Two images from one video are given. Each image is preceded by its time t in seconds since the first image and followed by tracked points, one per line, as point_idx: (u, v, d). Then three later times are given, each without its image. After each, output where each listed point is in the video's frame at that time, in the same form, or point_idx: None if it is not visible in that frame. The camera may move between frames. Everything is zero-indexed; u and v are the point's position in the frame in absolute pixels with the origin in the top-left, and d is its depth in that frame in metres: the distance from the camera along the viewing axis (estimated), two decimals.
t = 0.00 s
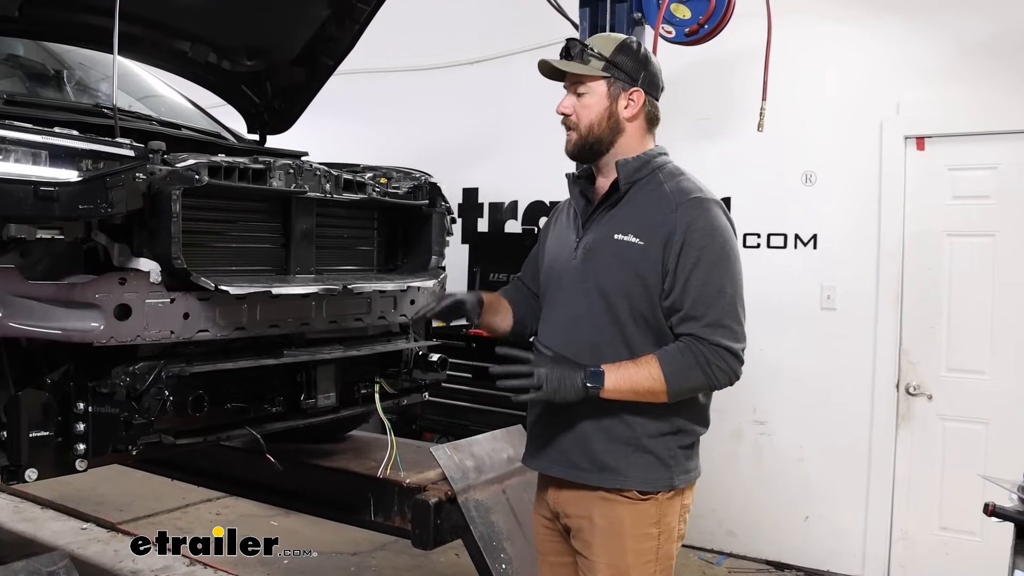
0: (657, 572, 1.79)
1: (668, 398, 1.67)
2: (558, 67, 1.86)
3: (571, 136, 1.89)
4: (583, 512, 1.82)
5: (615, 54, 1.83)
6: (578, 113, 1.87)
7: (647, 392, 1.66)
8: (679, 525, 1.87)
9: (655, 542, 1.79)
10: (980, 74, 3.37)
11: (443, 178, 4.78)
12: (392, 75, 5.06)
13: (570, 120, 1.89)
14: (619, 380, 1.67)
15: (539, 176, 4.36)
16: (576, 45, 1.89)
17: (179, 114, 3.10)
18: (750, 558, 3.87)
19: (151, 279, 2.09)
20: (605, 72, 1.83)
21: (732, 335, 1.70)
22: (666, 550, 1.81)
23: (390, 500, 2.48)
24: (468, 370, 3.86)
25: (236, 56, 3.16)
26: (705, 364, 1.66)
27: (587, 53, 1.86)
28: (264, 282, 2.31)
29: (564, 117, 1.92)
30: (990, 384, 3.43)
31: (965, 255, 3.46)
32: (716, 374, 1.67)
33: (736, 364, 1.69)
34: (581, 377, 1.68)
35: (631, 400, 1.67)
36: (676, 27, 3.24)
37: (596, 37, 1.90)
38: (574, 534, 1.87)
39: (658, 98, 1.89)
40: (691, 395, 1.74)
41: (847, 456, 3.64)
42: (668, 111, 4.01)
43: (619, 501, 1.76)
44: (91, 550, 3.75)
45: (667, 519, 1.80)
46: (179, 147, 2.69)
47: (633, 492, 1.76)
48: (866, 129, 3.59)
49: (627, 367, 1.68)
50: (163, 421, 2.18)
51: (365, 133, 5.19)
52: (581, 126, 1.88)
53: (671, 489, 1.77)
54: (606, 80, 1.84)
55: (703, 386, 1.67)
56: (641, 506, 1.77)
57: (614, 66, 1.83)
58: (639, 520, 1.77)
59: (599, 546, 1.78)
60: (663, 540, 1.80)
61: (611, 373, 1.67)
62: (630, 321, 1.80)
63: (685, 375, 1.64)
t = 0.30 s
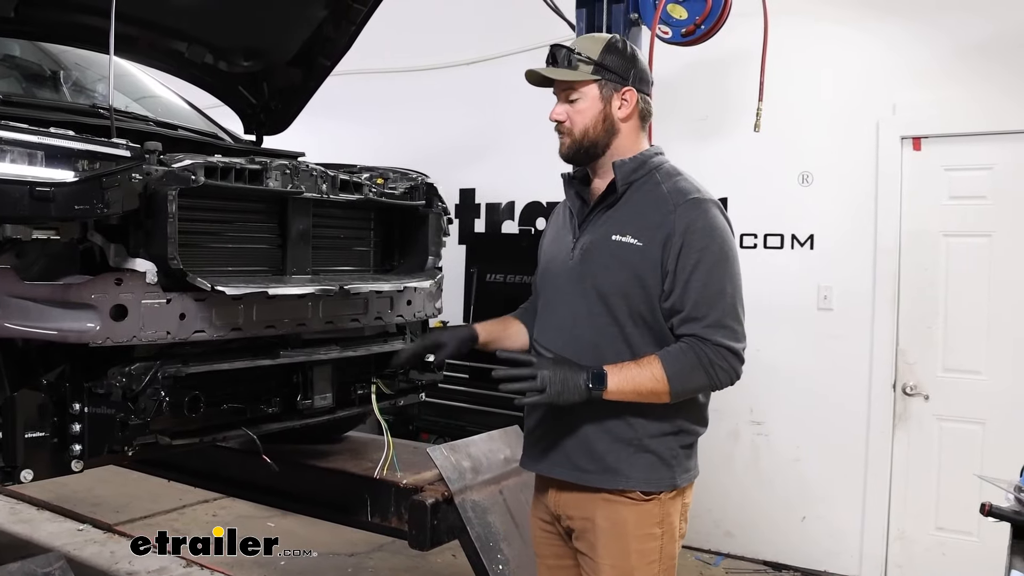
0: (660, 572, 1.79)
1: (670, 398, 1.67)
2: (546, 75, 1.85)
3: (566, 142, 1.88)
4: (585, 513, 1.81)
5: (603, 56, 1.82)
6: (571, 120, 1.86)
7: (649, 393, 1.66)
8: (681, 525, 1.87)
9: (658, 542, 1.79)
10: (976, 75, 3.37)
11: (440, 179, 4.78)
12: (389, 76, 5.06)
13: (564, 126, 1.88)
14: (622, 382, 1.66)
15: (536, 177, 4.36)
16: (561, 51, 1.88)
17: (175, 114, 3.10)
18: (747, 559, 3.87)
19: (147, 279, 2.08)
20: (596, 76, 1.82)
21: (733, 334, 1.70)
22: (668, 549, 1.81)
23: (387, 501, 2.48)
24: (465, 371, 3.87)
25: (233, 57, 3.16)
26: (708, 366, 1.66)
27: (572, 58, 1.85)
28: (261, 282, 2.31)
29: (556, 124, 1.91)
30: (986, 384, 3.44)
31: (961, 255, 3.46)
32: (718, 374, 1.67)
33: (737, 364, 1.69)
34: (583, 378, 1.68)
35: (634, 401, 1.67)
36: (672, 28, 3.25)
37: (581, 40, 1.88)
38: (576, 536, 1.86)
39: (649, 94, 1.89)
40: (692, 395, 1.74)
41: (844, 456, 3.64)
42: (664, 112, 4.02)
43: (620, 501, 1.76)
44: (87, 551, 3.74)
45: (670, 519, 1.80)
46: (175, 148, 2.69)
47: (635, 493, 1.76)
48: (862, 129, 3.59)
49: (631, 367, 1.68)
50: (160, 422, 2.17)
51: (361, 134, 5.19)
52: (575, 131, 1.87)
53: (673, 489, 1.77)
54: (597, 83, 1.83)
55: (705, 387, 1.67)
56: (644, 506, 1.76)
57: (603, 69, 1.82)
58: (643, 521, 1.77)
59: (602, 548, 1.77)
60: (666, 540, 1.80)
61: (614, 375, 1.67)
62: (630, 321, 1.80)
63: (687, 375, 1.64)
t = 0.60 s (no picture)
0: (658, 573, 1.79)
1: (662, 399, 1.67)
2: (541, 79, 1.84)
3: (559, 147, 1.87)
4: (582, 514, 1.81)
5: (598, 60, 1.82)
6: (566, 123, 1.85)
7: (640, 395, 1.65)
8: (678, 526, 1.87)
9: (654, 543, 1.79)
10: (972, 78, 3.38)
11: (437, 181, 4.78)
12: (386, 79, 5.06)
13: (557, 130, 1.87)
14: (612, 384, 1.67)
15: (534, 179, 4.37)
16: (555, 54, 1.87)
17: (172, 117, 3.10)
18: (745, 561, 3.86)
19: (143, 282, 2.07)
20: (592, 80, 1.82)
21: (724, 335, 1.70)
22: (665, 550, 1.81)
23: (383, 504, 2.47)
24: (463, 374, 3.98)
25: (229, 60, 3.16)
26: (698, 367, 1.66)
27: (569, 61, 1.84)
28: (257, 285, 2.31)
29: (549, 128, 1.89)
30: (983, 386, 3.44)
31: (958, 258, 3.46)
32: (709, 376, 1.67)
33: (729, 365, 1.69)
34: (575, 381, 1.68)
35: (626, 404, 1.67)
36: (669, 30, 3.24)
37: (574, 44, 1.88)
38: (573, 537, 1.86)
39: (641, 99, 1.91)
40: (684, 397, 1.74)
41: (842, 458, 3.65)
42: (662, 114, 4.02)
43: (617, 503, 1.76)
44: (83, 554, 3.74)
45: (666, 521, 1.80)
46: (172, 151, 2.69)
47: (632, 495, 1.75)
48: (859, 131, 3.60)
49: (620, 370, 1.68)
50: (156, 425, 2.19)
51: (359, 136, 5.19)
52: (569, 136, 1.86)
53: (670, 490, 1.77)
54: (592, 88, 1.83)
55: (696, 388, 1.67)
56: (640, 508, 1.76)
57: (599, 73, 1.82)
58: (639, 522, 1.77)
59: (599, 550, 1.77)
60: (663, 541, 1.80)
61: (604, 378, 1.68)
62: (622, 323, 1.80)
63: (678, 377, 1.64)
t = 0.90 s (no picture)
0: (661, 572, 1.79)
1: (665, 399, 1.67)
2: (535, 83, 1.84)
3: (554, 150, 1.87)
4: (584, 517, 1.81)
5: (593, 64, 1.82)
6: (561, 127, 1.85)
7: (643, 396, 1.66)
8: (680, 526, 1.87)
9: (658, 544, 1.79)
10: (971, 79, 3.38)
11: (436, 183, 4.79)
12: (385, 81, 5.07)
13: (552, 134, 1.86)
14: (616, 386, 1.66)
15: (533, 180, 4.37)
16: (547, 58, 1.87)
17: (170, 119, 3.10)
18: (743, 563, 3.87)
19: (142, 284, 2.07)
20: (586, 84, 1.82)
21: (724, 335, 1.71)
22: (668, 550, 1.81)
23: (382, 506, 2.47)
24: (461, 375, 3.89)
25: (228, 62, 3.16)
26: (700, 367, 1.66)
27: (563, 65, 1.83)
28: (256, 286, 2.31)
29: (543, 132, 1.89)
30: (982, 388, 3.44)
31: (957, 259, 3.47)
32: (710, 376, 1.68)
33: (729, 364, 1.70)
34: (578, 385, 1.68)
35: (630, 405, 1.67)
36: (667, 32, 3.25)
37: (566, 48, 1.88)
38: (576, 540, 1.86)
39: (634, 102, 1.92)
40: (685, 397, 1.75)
41: (840, 460, 3.65)
42: (660, 116, 4.02)
43: (620, 504, 1.76)
44: (82, 556, 3.74)
45: (669, 520, 1.80)
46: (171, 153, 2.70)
47: (635, 496, 1.76)
48: (858, 133, 3.60)
49: (623, 371, 1.68)
50: (154, 428, 2.16)
51: (358, 138, 5.19)
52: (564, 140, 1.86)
53: (672, 490, 1.78)
54: (586, 91, 1.83)
55: (698, 387, 1.67)
56: (643, 509, 1.77)
57: (594, 77, 1.82)
58: (642, 522, 1.77)
59: (602, 551, 1.77)
60: (666, 541, 1.80)
61: (607, 380, 1.67)
62: (623, 325, 1.80)
63: (679, 378, 1.65)
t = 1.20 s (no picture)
0: (660, 572, 1.79)
1: (667, 401, 1.67)
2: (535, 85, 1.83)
3: (553, 152, 1.86)
4: (584, 518, 1.81)
5: (591, 66, 1.83)
6: (560, 129, 1.84)
7: (645, 398, 1.65)
8: (678, 525, 1.88)
9: (657, 544, 1.79)
10: (969, 82, 3.39)
11: (434, 185, 4.79)
12: (383, 83, 5.07)
13: (551, 136, 1.85)
14: (619, 388, 1.66)
15: (531, 182, 4.38)
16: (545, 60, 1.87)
17: (169, 121, 3.10)
18: (741, 565, 3.86)
19: (141, 286, 2.08)
20: (585, 86, 1.82)
21: (725, 336, 1.71)
22: (667, 550, 1.82)
23: (380, 508, 2.47)
24: (460, 377, 3.90)
25: (226, 64, 3.17)
26: (701, 368, 1.67)
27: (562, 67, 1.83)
28: (254, 289, 2.31)
29: (542, 133, 1.88)
30: (980, 390, 3.44)
31: (955, 261, 3.47)
32: (712, 376, 1.68)
33: (730, 365, 1.70)
34: (581, 387, 1.66)
35: (632, 408, 1.67)
36: (665, 34, 3.24)
37: (564, 49, 1.87)
38: (574, 541, 1.85)
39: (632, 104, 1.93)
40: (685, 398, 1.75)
41: (838, 463, 3.65)
42: (658, 118, 4.03)
43: (620, 506, 1.76)
44: (80, 558, 3.73)
45: (668, 521, 1.80)
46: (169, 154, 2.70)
47: (635, 497, 1.76)
48: (856, 135, 3.61)
49: (626, 373, 1.68)
50: (153, 429, 2.18)
51: (356, 140, 5.19)
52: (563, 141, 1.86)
53: (671, 491, 1.78)
54: (586, 93, 1.84)
55: (700, 388, 1.68)
56: (643, 510, 1.77)
57: (592, 79, 1.83)
58: (642, 523, 1.77)
59: (602, 552, 1.77)
60: (664, 541, 1.80)
61: (611, 383, 1.66)
62: (624, 327, 1.80)
63: (682, 379, 1.65)
